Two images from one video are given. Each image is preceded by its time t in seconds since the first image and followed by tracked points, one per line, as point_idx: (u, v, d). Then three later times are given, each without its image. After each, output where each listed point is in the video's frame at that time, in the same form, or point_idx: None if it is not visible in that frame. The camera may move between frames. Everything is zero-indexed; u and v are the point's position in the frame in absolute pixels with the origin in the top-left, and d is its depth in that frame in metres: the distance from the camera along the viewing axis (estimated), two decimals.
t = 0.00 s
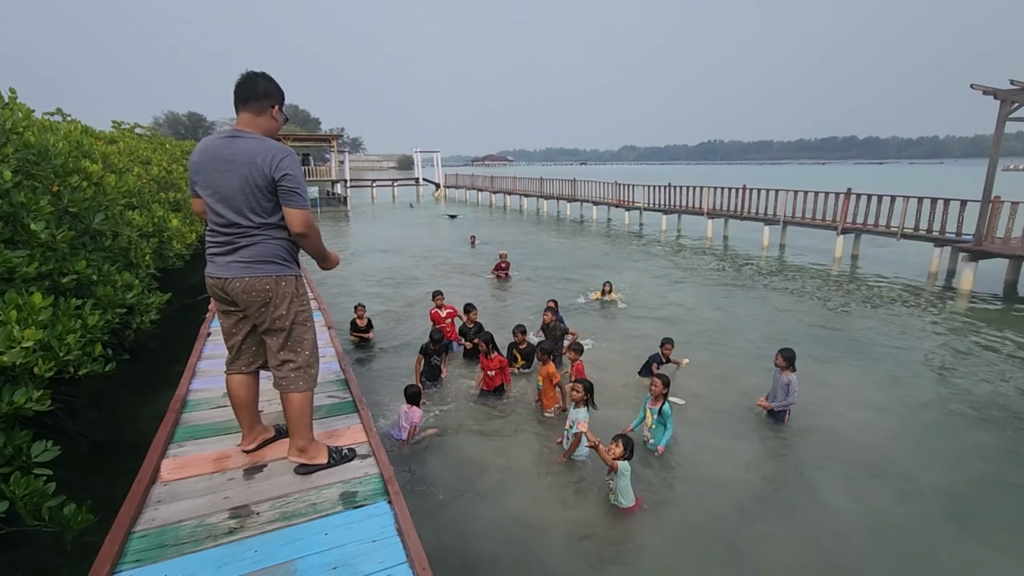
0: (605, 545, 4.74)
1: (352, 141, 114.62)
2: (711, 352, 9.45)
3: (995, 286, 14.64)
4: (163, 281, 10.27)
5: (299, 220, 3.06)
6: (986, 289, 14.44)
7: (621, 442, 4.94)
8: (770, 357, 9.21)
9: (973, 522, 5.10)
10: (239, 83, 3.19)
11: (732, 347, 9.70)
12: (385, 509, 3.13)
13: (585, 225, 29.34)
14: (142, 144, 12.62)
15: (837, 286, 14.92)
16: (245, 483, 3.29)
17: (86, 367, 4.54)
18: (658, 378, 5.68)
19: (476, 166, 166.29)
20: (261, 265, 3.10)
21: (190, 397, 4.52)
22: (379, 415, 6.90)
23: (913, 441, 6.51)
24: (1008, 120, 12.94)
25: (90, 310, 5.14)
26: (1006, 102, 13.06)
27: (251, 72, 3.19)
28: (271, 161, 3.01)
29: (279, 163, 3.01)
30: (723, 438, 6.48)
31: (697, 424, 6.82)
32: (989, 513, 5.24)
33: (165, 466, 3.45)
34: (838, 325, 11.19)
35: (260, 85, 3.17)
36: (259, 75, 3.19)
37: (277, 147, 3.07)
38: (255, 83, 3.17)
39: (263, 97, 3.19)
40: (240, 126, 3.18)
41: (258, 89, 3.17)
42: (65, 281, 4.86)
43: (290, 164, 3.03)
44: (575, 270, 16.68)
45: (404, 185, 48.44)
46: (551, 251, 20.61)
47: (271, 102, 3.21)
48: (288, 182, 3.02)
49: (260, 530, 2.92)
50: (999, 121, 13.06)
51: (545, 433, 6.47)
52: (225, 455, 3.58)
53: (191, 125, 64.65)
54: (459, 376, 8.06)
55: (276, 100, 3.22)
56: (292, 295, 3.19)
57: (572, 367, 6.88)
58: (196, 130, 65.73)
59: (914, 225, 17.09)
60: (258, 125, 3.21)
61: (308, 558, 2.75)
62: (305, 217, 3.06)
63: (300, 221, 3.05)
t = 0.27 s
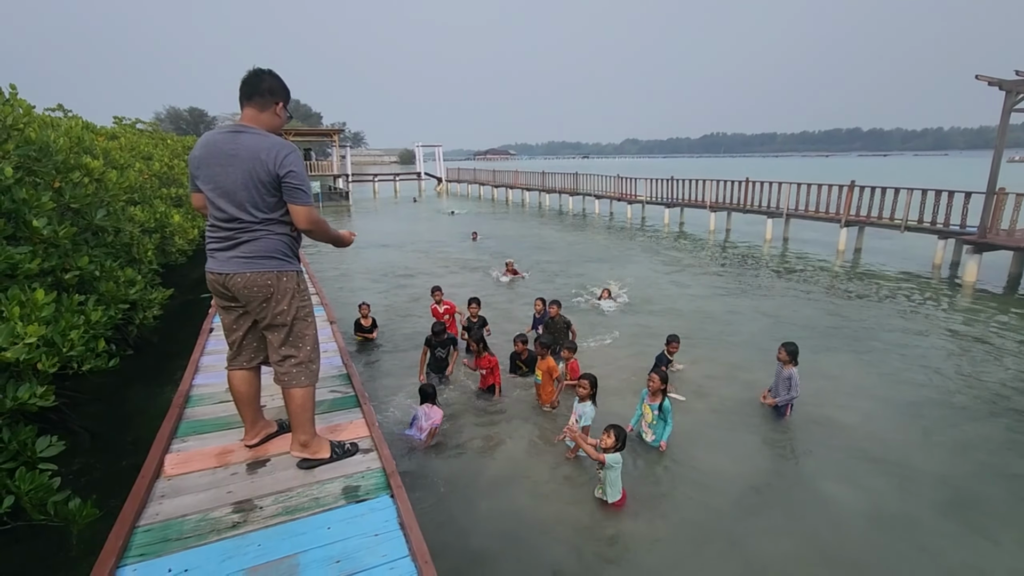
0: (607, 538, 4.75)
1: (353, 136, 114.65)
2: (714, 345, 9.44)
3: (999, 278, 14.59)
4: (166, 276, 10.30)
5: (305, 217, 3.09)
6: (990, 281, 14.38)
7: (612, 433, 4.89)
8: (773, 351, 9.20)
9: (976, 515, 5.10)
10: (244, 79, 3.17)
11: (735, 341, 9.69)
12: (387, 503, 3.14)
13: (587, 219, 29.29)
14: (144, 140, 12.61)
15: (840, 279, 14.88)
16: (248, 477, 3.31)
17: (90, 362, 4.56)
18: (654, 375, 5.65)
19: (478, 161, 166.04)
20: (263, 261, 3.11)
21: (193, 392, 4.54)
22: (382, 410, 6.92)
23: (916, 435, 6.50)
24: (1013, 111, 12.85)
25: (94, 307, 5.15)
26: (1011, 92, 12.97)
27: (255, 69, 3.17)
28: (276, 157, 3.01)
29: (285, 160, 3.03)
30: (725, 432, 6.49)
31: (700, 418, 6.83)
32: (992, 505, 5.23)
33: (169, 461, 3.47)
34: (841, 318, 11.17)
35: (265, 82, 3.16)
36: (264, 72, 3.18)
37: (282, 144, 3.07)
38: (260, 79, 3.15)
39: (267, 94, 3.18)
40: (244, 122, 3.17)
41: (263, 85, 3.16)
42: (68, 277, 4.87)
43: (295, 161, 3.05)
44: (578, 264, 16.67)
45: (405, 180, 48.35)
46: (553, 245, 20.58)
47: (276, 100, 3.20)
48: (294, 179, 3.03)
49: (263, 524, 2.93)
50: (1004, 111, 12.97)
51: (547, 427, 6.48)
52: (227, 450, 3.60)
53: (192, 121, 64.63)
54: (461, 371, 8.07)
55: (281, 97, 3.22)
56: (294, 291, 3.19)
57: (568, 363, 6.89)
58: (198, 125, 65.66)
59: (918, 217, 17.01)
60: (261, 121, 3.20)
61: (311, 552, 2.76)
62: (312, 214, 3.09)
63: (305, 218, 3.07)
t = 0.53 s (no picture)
0: (609, 535, 4.75)
1: (354, 133, 114.50)
2: (716, 341, 9.44)
3: (1003, 273, 14.54)
4: (168, 274, 10.31)
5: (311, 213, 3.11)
6: (993, 276, 14.34)
7: (602, 426, 4.80)
8: (775, 346, 9.20)
9: (980, 510, 5.10)
10: (251, 77, 3.17)
11: (737, 336, 9.68)
12: (389, 500, 3.14)
13: (588, 215, 29.24)
14: (144, 138, 12.59)
15: (843, 274, 14.83)
16: (250, 475, 3.32)
17: (92, 360, 4.56)
18: (653, 371, 5.65)
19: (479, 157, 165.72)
20: (267, 258, 3.10)
21: (195, 389, 4.54)
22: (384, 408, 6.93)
23: (919, 430, 6.49)
24: (1017, 104, 12.78)
25: (96, 305, 5.15)
26: (1015, 86, 12.90)
27: (263, 67, 3.17)
28: (284, 154, 3.02)
29: (293, 157, 3.03)
30: (727, 428, 6.49)
31: (702, 414, 6.82)
32: (995, 501, 5.22)
33: (171, 458, 3.48)
34: (844, 313, 11.15)
35: (272, 80, 3.15)
36: (271, 70, 3.18)
37: (290, 141, 3.07)
38: (268, 78, 3.15)
39: (274, 92, 3.17)
40: (250, 119, 3.16)
41: (270, 84, 3.15)
42: (70, 275, 4.87)
43: (303, 159, 3.06)
44: (579, 261, 16.65)
45: (406, 176, 48.28)
46: (554, 241, 20.56)
47: (284, 98, 3.20)
48: (301, 177, 3.04)
49: (266, 521, 2.94)
50: (1008, 105, 12.91)
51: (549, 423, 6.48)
52: (230, 447, 3.60)
53: (194, 118, 64.66)
54: (463, 368, 8.08)
55: (289, 95, 3.22)
56: (296, 289, 3.19)
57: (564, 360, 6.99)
58: (198, 123, 65.60)
59: (921, 212, 16.94)
60: (267, 119, 3.20)
61: (313, 549, 2.77)
62: (319, 211, 3.11)
63: (311, 215, 3.09)
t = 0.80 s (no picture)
0: (610, 532, 4.76)
1: (354, 132, 114.38)
2: (717, 338, 9.44)
3: (1004, 269, 14.53)
4: (169, 274, 10.32)
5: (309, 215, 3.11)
6: (994, 272, 14.33)
7: (591, 421, 4.89)
8: (775, 343, 9.20)
9: (980, 506, 5.10)
10: (255, 78, 3.17)
11: (737, 334, 9.69)
12: (390, 499, 3.15)
13: (588, 213, 29.21)
14: (144, 138, 12.59)
15: (844, 271, 14.80)
16: (251, 474, 3.32)
17: (94, 360, 4.57)
18: (650, 369, 5.67)
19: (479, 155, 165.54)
20: (266, 257, 3.11)
21: (196, 389, 4.55)
22: (385, 406, 6.94)
23: (919, 426, 6.50)
24: (1017, 100, 12.76)
25: (97, 305, 5.16)
26: (1016, 82, 12.87)
27: (267, 68, 3.18)
28: (284, 155, 3.02)
29: (294, 157, 3.04)
30: (727, 425, 6.49)
31: (702, 411, 6.83)
32: (995, 497, 5.22)
33: (172, 458, 3.48)
34: (844, 310, 11.15)
35: (275, 82, 3.16)
36: (274, 72, 3.18)
37: (291, 142, 3.08)
38: (271, 79, 3.15)
39: (277, 93, 3.18)
40: (252, 120, 3.16)
41: (273, 85, 3.16)
42: (70, 275, 4.88)
43: (304, 160, 3.06)
44: (579, 259, 16.64)
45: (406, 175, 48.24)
46: (555, 240, 20.53)
47: (287, 99, 3.21)
48: (302, 177, 3.05)
49: (267, 520, 2.95)
50: (1008, 101, 12.88)
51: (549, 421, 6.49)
52: (231, 447, 3.61)
53: (193, 118, 64.64)
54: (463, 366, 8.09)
55: (291, 96, 3.22)
56: (295, 289, 3.20)
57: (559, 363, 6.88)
58: (198, 122, 65.54)
59: (921, 208, 16.92)
60: (270, 120, 3.20)
61: (314, 548, 2.77)
62: (317, 213, 3.12)
63: (310, 216, 3.09)
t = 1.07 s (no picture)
0: (611, 531, 4.77)
1: (353, 131, 114.36)
2: (717, 337, 9.44)
3: (1004, 267, 14.52)
4: (169, 274, 10.32)
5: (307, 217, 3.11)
6: (994, 269, 14.32)
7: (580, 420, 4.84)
8: (776, 342, 9.20)
9: (981, 504, 5.10)
10: (259, 80, 3.18)
11: (738, 332, 9.69)
12: (391, 499, 3.15)
13: (588, 212, 29.19)
14: (143, 138, 12.59)
15: (844, 269, 14.80)
16: (252, 474, 3.32)
17: (94, 361, 4.57)
18: (642, 368, 5.70)
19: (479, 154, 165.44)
20: (264, 258, 3.11)
21: (197, 389, 4.55)
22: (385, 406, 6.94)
23: (920, 424, 6.50)
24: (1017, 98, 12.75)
25: (97, 306, 5.16)
26: (1016, 79, 12.86)
27: (271, 70, 3.18)
28: (285, 157, 3.02)
29: (295, 159, 3.04)
30: (727, 424, 6.49)
31: (703, 410, 6.83)
32: (995, 495, 5.22)
33: (174, 458, 3.49)
34: (844, 308, 11.15)
35: (279, 84, 3.16)
36: (279, 74, 3.19)
37: (292, 144, 3.08)
38: (274, 81, 3.16)
39: (280, 96, 3.18)
40: (254, 121, 3.17)
41: (277, 87, 3.16)
42: (70, 276, 4.88)
43: (304, 162, 3.06)
44: (579, 258, 16.64)
45: (406, 175, 48.22)
46: (555, 239, 20.52)
47: (291, 101, 3.22)
48: (302, 180, 3.05)
49: (268, 520, 2.95)
50: (1008, 98, 12.88)
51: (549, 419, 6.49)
52: (232, 447, 3.61)
53: (193, 118, 64.60)
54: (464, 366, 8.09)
55: (295, 98, 3.23)
56: (295, 290, 3.20)
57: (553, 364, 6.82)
58: (198, 122, 65.52)
59: (921, 206, 16.91)
60: (273, 122, 3.20)
61: (315, 548, 2.78)
62: (315, 215, 3.11)
63: (308, 219, 3.09)
